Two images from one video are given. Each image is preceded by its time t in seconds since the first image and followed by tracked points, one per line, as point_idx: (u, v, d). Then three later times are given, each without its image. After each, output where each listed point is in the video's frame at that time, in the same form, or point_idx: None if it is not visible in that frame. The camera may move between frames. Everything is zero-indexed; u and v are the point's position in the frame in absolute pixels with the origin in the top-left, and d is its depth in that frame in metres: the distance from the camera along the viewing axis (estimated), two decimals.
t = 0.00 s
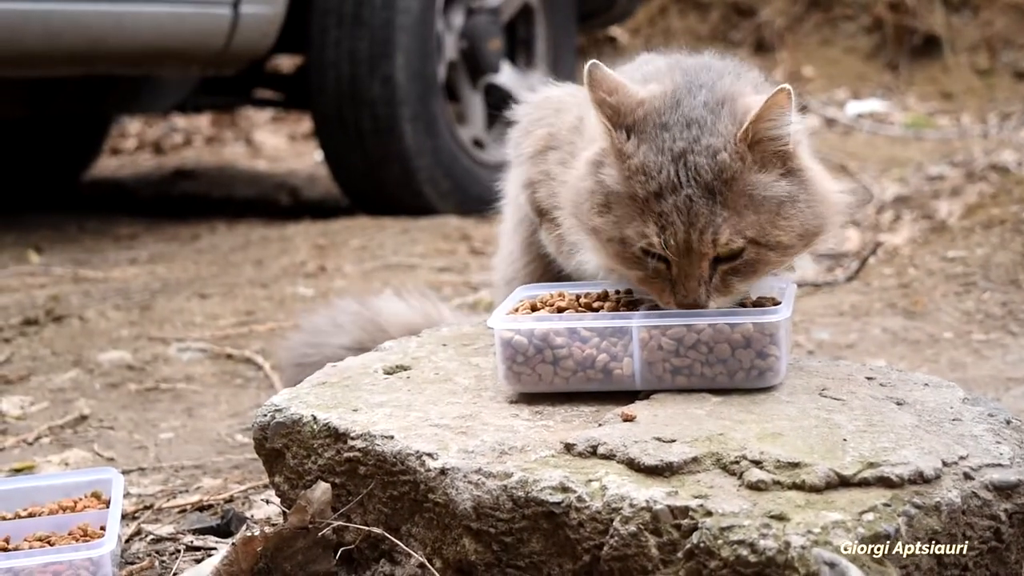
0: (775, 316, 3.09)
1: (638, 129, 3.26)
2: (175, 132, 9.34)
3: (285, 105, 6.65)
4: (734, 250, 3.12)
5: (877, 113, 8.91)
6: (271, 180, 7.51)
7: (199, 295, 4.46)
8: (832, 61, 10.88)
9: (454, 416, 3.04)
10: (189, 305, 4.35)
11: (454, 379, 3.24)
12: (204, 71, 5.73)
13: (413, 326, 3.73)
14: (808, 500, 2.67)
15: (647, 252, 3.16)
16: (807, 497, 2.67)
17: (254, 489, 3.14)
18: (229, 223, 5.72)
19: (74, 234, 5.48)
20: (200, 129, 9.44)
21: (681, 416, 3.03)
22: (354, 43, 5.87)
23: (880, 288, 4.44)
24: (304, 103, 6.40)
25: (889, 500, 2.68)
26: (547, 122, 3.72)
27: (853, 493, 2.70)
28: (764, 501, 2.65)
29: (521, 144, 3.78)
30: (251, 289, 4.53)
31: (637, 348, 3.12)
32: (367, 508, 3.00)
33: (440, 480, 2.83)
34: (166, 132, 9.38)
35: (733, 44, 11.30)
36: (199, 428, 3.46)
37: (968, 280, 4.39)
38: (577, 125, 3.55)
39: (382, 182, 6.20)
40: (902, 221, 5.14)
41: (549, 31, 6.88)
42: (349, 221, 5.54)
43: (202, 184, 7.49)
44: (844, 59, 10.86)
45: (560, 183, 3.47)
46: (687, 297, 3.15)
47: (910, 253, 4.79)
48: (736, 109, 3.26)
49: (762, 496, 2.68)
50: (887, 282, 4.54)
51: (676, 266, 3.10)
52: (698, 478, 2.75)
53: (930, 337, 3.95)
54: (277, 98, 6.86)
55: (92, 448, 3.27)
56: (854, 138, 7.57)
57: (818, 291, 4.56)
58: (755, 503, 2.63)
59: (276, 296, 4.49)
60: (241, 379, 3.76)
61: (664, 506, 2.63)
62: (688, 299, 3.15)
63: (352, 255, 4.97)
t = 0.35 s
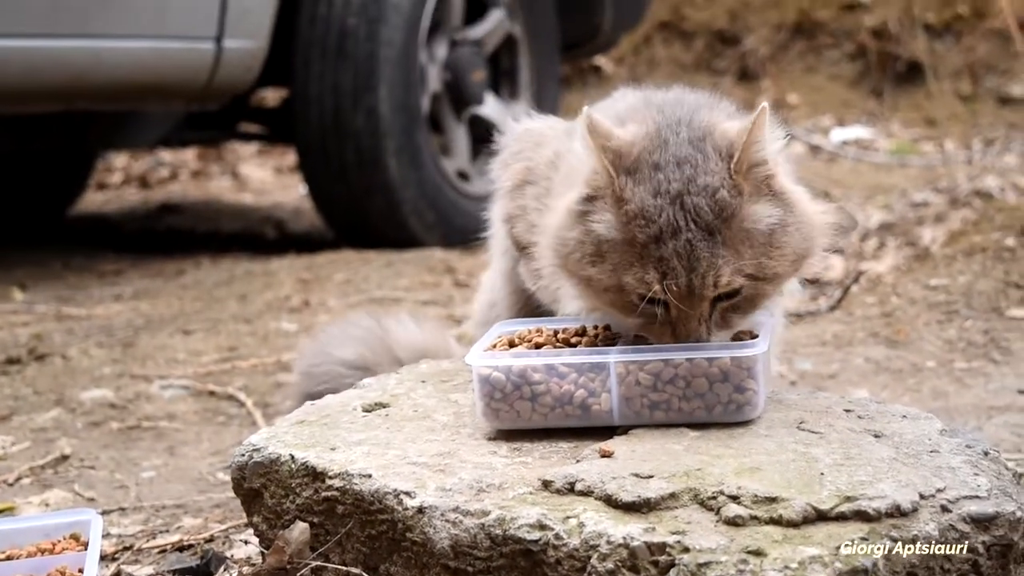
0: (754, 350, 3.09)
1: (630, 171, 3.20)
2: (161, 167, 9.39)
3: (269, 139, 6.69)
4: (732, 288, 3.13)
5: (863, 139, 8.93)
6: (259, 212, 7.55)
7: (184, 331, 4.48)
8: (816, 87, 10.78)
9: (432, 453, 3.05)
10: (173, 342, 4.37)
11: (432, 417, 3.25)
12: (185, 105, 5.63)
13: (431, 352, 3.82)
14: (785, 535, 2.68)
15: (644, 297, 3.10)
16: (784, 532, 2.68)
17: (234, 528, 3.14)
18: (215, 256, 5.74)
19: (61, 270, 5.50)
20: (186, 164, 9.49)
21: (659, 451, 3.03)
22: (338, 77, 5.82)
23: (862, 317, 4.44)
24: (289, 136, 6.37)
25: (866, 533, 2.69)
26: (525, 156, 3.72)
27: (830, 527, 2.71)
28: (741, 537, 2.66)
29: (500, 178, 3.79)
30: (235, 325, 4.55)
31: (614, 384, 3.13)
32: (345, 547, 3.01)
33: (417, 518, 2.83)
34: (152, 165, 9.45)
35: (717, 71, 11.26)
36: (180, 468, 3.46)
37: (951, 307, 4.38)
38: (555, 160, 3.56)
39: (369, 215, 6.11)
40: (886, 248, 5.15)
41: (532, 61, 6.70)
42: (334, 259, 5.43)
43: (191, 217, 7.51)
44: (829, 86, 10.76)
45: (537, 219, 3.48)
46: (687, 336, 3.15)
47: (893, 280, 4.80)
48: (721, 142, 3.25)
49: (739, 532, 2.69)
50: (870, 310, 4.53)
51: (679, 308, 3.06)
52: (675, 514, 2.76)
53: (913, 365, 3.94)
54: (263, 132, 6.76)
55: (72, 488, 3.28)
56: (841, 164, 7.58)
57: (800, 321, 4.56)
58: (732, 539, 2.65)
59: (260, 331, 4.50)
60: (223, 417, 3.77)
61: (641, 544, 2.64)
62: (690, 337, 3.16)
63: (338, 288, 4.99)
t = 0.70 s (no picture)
0: (698, 396, 3.10)
1: (574, 216, 3.15)
2: (116, 212, 9.40)
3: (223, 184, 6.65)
4: (683, 331, 3.14)
5: (815, 181, 9.01)
6: (213, 257, 7.56)
7: (134, 378, 4.47)
8: (769, 131, 10.69)
9: (376, 500, 3.05)
10: (124, 388, 4.36)
11: (377, 463, 3.25)
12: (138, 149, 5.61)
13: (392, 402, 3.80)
14: None
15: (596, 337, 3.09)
16: None
17: None
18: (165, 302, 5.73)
19: (12, 317, 5.49)
20: (140, 208, 9.51)
21: (602, 497, 3.04)
22: (291, 120, 5.78)
23: (811, 362, 4.47)
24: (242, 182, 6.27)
25: None
26: (468, 202, 3.72)
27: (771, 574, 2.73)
28: None
29: (444, 224, 3.79)
30: (185, 370, 4.55)
31: (559, 430, 3.13)
32: None
33: (360, 566, 2.82)
34: (105, 210, 9.45)
35: (671, 115, 11.07)
36: (127, 514, 3.44)
37: (900, 350, 4.42)
38: (496, 208, 3.55)
39: (321, 258, 6.05)
40: (838, 291, 5.19)
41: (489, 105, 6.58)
42: (288, 301, 5.41)
43: (144, 261, 7.51)
44: (782, 129, 10.66)
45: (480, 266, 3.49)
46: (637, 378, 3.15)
47: (844, 323, 4.83)
48: (676, 182, 3.23)
49: None
50: (819, 354, 4.57)
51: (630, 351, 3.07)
52: (618, 561, 2.78)
53: (861, 410, 3.97)
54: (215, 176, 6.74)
55: (16, 537, 3.26)
56: (799, 208, 7.63)
57: (751, 365, 4.58)
58: None
59: (211, 376, 4.50)
60: (172, 463, 3.75)
61: None
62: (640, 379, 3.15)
63: (291, 333, 4.99)
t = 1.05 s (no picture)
0: (695, 378, 3.11)
1: (582, 178, 3.16)
2: (117, 197, 9.42)
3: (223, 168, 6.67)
4: (681, 298, 3.13)
5: (815, 177, 9.00)
6: (214, 243, 7.57)
7: (133, 359, 4.48)
8: (769, 124, 10.64)
9: (374, 477, 3.06)
10: (123, 370, 4.37)
11: (374, 442, 3.26)
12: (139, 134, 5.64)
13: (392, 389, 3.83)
14: (722, 561, 2.72)
15: (597, 301, 3.06)
16: (722, 559, 2.72)
17: (175, 552, 3.13)
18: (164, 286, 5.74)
19: (12, 297, 5.50)
20: (140, 193, 9.51)
21: (599, 477, 3.04)
22: (292, 107, 5.80)
23: (809, 350, 4.49)
24: (242, 167, 6.28)
25: (803, 559, 2.71)
26: (460, 186, 3.74)
27: (767, 554, 2.73)
28: (680, 562, 2.71)
29: (437, 209, 3.80)
30: (184, 352, 4.56)
31: (556, 410, 3.13)
32: (286, 571, 3.00)
33: (357, 542, 2.83)
34: (105, 195, 9.47)
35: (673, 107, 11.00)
36: (125, 492, 3.46)
37: (897, 341, 4.43)
38: (489, 190, 3.57)
39: (318, 242, 6.07)
40: (837, 283, 5.21)
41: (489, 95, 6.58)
42: (289, 287, 5.45)
43: (143, 247, 7.52)
44: (782, 122, 10.60)
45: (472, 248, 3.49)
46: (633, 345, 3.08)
47: (842, 314, 4.85)
48: (678, 151, 3.25)
49: (678, 557, 2.72)
50: (817, 343, 4.59)
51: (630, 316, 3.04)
52: (615, 540, 2.78)
53: (858, 399, 3.98)
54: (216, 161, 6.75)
55: (14, 513, 3.26)
56: (799, 202, 7.65)
57: (748, 352, 4.60)
58: (670, 564, 2.69)
59: (210, 358, 4.51)
60: (170, 442, 3.76)
61: (580, 567, 2.68)
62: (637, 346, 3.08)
63: (291, 317, 4.99)
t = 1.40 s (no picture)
0: (711, 372, 3.07)
1: (601, 191, 3.19)
2: (126, 196, 9.41)
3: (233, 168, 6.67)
4: (703, 311, 3.14)
5: (825, 172, 9.01)
6: (223, 242, 7.57)
7: (145, 359, 4.47)
8: (778, 121, 10.64)
9: (389, 475, 3.05)
10: (135, 370, 4.36)
11: (390, 439, 3.25)
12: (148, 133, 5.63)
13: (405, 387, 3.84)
14: (740, 556, 2.68)
15: (615, 312, 3.09)
16: (740, 554, 2.69)
17: (191, 551, 3.13)
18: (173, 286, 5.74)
19: (22, 297, 5.49)
20: (151, 193, 9.51)
21: (615, 473, 3.02)
22: (303, 105, 5.79)
23: (822, 345, 4.49)
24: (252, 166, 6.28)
25: (822, 554, 2.68)
26: (480, 180, 3.77)
27: (785, 549, 2.71)
28: (697, 558, 2.68)
29: (456, 204, 3.82)
30: (196, 351, 4.55)
31: (571, 406, 3.11)
32: (302, 568, 3.00)
33: (374, 539, 2.83)
34: (115, 194, 9.48)
35: (680, 103, 11.15)
36: (139, 491, 3.45)
37: (910, 335, 4.43)
38: (511, 185, 3.60)
39: (329, 240, 6.05)
40: (849, 278, 5.21)
41: (499, 91, 6.60)
42: (299, 285, 5.43)
43: (153, 246, 7.51)
44: (790, 120, 10.60)
45: (495, 239, 3.53)
46: (653, 356, 3.12)
47: (854, 309, 4.85)
48: (700, 166, 3.27)
49: (696, 553, 2.70)
50: (830, 338, 4.59)
51: (648, 329, 3.07)
52: (631, 535, 2.76)
53: (872, 394, 3.98)
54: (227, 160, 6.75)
55: (30, 512, 3.25)
56: (807, 198, 7.64)
57: (760, 348, 4.59)
58: (688, 560, 2.66)
59: (222, 357, 4.50)
60: (184, 442, 3.76)
61: (597, 563, 2.65)
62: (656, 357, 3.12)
63: (302, 315, 4.97)
